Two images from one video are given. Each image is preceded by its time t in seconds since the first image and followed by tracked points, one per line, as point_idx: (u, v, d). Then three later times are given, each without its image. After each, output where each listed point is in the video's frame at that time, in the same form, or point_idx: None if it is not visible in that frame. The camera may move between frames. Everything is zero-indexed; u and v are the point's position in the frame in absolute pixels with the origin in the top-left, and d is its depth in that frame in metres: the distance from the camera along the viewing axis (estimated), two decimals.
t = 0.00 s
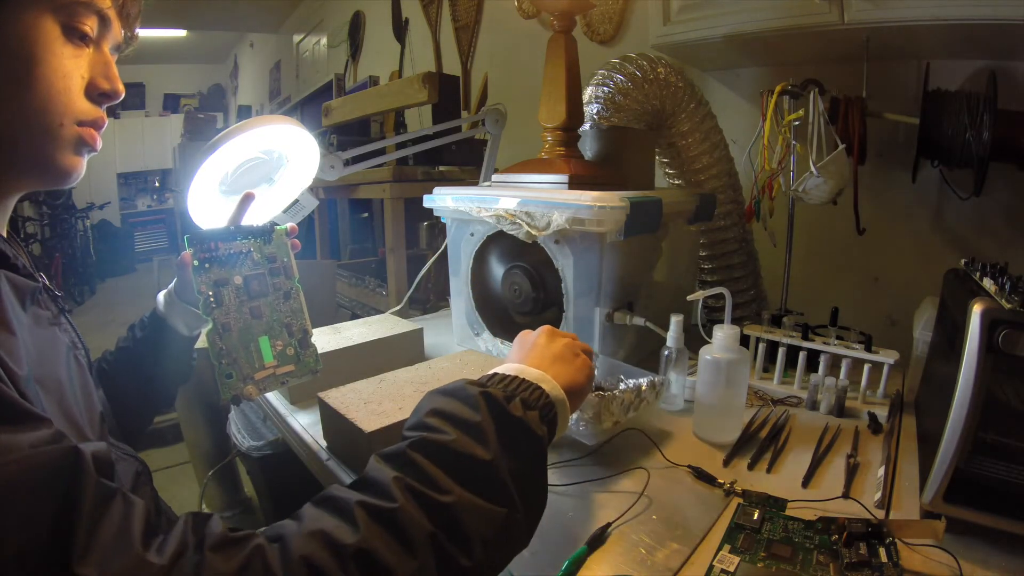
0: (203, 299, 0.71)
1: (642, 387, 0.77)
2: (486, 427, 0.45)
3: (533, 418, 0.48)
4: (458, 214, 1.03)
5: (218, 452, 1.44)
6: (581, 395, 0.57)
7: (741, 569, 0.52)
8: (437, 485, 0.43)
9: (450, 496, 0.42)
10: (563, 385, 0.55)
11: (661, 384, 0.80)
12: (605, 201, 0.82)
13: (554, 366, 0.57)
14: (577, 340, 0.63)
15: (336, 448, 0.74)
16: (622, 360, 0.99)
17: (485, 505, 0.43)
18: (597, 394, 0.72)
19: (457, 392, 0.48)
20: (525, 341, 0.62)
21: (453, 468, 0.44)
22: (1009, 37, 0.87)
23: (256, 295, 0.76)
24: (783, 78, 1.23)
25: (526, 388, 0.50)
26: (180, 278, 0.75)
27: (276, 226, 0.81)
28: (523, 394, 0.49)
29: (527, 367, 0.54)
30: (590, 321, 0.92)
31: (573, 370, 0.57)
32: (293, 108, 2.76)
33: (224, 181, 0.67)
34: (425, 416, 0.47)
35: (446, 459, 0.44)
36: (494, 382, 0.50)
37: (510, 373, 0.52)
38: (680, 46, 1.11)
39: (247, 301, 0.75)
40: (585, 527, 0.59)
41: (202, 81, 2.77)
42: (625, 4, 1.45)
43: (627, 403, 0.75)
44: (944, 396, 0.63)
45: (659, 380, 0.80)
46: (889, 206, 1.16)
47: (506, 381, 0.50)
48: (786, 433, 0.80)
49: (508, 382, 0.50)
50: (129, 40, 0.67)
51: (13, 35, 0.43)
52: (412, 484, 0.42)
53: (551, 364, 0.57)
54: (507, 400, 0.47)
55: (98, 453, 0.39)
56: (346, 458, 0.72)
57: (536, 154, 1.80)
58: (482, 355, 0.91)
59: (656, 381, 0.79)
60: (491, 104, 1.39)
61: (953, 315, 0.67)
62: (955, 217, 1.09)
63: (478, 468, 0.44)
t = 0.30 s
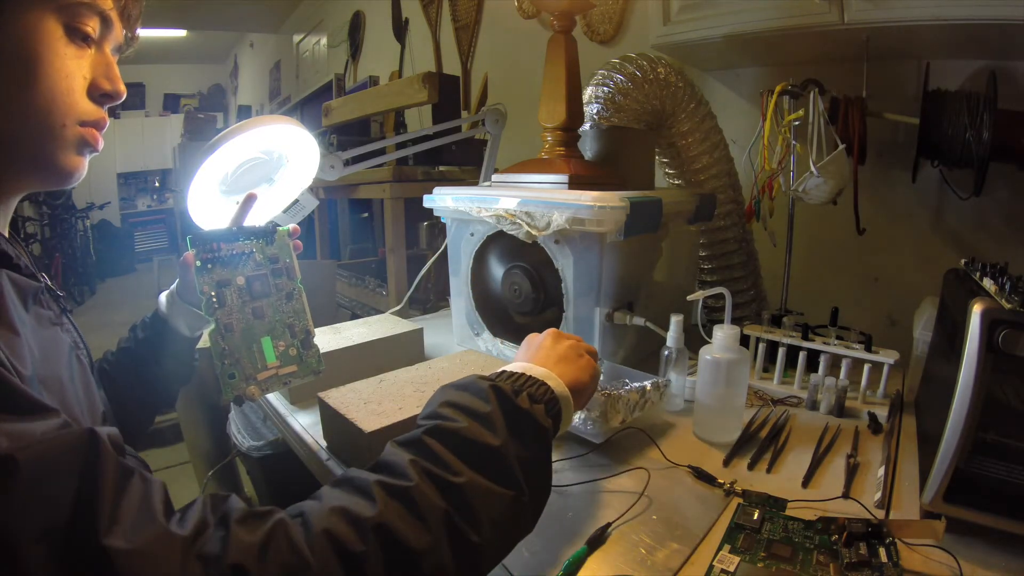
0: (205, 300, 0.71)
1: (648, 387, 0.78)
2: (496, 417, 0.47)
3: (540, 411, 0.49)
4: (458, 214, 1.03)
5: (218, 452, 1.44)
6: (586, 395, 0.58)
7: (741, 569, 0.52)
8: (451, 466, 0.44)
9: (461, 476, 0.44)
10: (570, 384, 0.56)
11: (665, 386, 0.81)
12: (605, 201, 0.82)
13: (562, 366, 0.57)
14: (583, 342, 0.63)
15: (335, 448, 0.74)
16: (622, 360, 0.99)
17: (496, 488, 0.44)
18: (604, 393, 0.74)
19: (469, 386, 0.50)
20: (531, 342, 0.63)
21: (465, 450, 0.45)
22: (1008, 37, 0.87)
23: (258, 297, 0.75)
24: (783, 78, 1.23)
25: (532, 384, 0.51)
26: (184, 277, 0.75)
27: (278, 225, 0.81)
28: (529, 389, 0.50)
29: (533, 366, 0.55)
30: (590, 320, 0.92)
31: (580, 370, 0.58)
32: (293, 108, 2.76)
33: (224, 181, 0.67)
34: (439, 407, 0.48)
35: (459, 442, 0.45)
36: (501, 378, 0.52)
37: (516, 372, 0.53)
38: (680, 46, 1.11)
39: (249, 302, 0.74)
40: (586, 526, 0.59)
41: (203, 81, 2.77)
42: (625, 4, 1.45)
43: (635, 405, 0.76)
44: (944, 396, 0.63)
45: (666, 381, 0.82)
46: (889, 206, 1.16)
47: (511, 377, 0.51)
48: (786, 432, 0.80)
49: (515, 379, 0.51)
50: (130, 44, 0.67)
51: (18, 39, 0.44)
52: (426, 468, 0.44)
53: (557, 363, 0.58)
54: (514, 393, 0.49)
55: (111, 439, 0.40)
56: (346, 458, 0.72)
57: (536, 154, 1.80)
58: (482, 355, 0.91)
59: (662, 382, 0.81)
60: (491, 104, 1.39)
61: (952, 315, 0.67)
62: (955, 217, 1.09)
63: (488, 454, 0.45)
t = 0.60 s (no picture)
0: (222, 299, 0.70)
1: (650, 393, 0.78)
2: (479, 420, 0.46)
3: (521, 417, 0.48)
4: (458, 214, 1.03)
5: (218, 451, 1.44)
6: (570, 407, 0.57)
7: (741, 568, 0.52)
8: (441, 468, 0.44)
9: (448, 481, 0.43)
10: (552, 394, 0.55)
11: (669, 386, 0.81)
12: (605, 201, 0.82)
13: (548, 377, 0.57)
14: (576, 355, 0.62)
15: (336, 448, 0.74)
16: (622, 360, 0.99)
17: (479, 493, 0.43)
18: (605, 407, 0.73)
19: (455, 389, 0.49)
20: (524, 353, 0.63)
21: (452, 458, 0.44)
22: (1008, 37, 0.87)
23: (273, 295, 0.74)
24: (783, 78, 1.23)
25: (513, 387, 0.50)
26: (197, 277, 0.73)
27: (291, 226, 0.80)
28: (512, 393, 0.49)
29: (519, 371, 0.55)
30: (590, 320, 0.92)
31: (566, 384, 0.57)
32: (293, 108, 2.76)
33: (225, 181, 0.67)
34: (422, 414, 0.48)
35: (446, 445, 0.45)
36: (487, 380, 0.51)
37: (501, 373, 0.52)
38: (680, 46, 1.11)
39: (263, 300, 0.73)
40: (586, 526, 0.59)
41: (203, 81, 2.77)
42: (625, 4, 1.45)
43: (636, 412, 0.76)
44: (944, 396, 0.63)
45: (672, 382, 0.82)
46: (889, 206, 1.16)
47: (496, 380, 0.51)
48: (787, 432, 0.80)
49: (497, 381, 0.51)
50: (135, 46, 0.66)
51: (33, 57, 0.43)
52: (411, 475, 0.43)
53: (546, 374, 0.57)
54: (498, 397, 0.48)
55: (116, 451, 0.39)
56: (346, 458, 0.72)
57: (536, 154, 1.80)
58: (482, 355, 0.91)
59: (667, 385, 0.81)
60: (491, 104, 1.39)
61: (953, 315, 0.67)
62: (955, 218, 1.09)
63: (474, 460, 0.44)
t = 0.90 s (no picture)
0: (242, 297, 0.85)
1: (650, 393, 0.79)
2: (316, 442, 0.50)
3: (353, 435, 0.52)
4: (458, 214, 1.03)
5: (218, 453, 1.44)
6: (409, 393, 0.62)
7: (742, 569, 0.52)
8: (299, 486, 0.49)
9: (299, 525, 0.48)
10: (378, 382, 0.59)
11: (669, 387, 0.82)
12: (605, 202, 0.82)
13: (377, 366, 0.60)
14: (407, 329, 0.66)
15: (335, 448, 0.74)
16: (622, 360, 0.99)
17: (323, 531, 0.49)
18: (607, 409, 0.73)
19: (280, 410, 0.51)
20: (354, 330, 0.65)
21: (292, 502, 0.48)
22: (1008, 37, 0.88)
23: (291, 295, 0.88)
24: (783, 78, 1.23)
25: (344, 399, 0.53)
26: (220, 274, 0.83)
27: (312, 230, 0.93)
28: (343, 407, 0.52)
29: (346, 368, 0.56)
30: (590, 320, 0.92)
31: (395, 364, 0.61)
32: (293, 108, 2.75)
33: (224, 181, 0.68)
34: (247, 440, 0.50)
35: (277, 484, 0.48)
36: (312, 383, 0.53)
37: (328, 379, 0.54)
38: (681, 46, 1.11)
39: (282, 300, 0.87)
40: (585, 526, 0.59)
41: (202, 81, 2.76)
42: (625, 4, 1.45)
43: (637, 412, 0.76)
44: (944, 396, 0.64)
45: (671, 381, 0.82)
46: (889, 207, 1.16)
47: (324, 391, 0.53)
48: (787, 432, 0.80)
49: (321, 387, 0.53)
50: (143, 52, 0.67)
51: (62, 73, 0.49)
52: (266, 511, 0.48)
53: (369, 357, 0.60)
54: (327, 416, 0.51)
55: (58, 515, 0.42)
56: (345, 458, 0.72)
57: (536, 153, 1.80)
58: (483, 355, 0.91)
59: (667, 385, 0.81)
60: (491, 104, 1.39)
61: (953, 315, 0.67)
62: (955, 218, 1.09)
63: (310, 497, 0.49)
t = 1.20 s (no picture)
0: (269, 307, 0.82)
1: (650, 392, 0.79)
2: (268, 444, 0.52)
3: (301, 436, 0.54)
4: (458, 214, 1.03)
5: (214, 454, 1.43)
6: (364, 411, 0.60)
7: (742, 568, 0.52)
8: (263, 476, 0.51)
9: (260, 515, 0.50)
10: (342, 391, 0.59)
11: (669, 387, 0.82)
12: (605, 202, 0.82)
13: (340, 375, 0.60)
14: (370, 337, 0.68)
15: (336, 448, 0.74)
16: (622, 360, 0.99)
17: (277, 531, 0.51)
18: (608, 408, 0.73)
19: (232, 411, 0.53)
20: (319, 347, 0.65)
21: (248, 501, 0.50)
22: (1008, 37, 0.88)
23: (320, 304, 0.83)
24: (783, 78, 1.23)
25: (299, 398, 0.55)
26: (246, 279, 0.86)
27: (341, 233, 0.88)
28: (293, 407, 0.55)
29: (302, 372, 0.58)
30: (590, 320, 0.92)
31: (361, 377, 0.61)
32: (293, 108, 2.75)
33: (224, 181, 0.68)
34: (204, 431, 0.52)
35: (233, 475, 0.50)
36: (275, 389, 0.55)
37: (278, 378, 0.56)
38: (680, 46, 1.11)
39: (309, 309, 0.83)
40: (585, 526, 0.59)
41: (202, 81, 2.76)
42: (625, 4, 1.45)
43: (637, 411, 0.77)
44: (944, 396, 0.64)
45: (671, 381, 0.83)
46: (889, 206, 1.16)
47: (279, 391, 0.55)
48: (787, 433, 0.80)
49: (275, 388, 0.55)
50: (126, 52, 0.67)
51: (43, 74, 0.51)
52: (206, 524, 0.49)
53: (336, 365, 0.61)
54: (277, 417, 0.53)
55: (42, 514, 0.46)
56: (346, 457, 0.72)
57: (536, 153, 1.80)
58: (483, 355, 0.91)
59: (667, 385, 0.81)
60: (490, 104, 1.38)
61: (953, 315, 0.67)
62: (955, 217, 1.09)
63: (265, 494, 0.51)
